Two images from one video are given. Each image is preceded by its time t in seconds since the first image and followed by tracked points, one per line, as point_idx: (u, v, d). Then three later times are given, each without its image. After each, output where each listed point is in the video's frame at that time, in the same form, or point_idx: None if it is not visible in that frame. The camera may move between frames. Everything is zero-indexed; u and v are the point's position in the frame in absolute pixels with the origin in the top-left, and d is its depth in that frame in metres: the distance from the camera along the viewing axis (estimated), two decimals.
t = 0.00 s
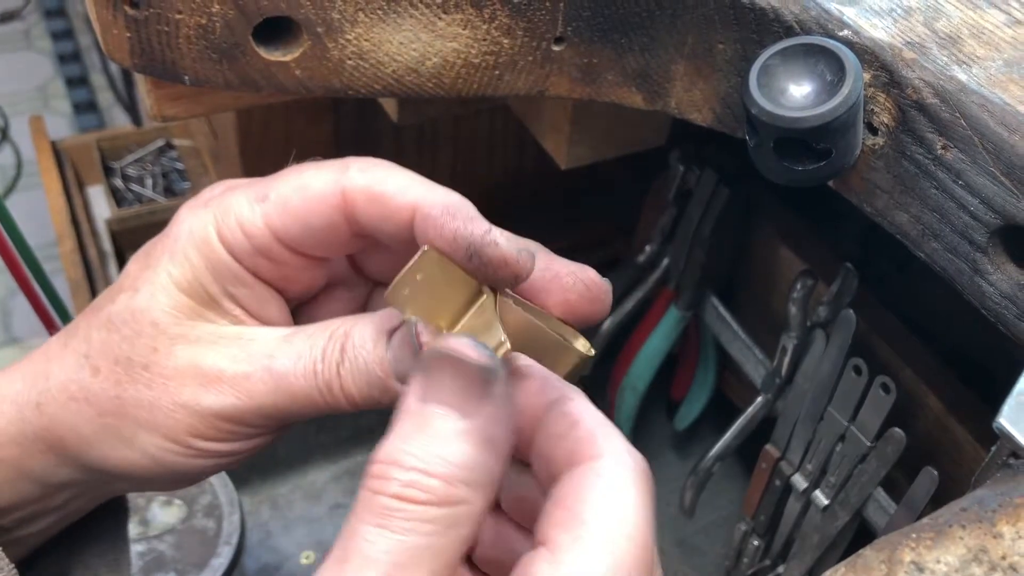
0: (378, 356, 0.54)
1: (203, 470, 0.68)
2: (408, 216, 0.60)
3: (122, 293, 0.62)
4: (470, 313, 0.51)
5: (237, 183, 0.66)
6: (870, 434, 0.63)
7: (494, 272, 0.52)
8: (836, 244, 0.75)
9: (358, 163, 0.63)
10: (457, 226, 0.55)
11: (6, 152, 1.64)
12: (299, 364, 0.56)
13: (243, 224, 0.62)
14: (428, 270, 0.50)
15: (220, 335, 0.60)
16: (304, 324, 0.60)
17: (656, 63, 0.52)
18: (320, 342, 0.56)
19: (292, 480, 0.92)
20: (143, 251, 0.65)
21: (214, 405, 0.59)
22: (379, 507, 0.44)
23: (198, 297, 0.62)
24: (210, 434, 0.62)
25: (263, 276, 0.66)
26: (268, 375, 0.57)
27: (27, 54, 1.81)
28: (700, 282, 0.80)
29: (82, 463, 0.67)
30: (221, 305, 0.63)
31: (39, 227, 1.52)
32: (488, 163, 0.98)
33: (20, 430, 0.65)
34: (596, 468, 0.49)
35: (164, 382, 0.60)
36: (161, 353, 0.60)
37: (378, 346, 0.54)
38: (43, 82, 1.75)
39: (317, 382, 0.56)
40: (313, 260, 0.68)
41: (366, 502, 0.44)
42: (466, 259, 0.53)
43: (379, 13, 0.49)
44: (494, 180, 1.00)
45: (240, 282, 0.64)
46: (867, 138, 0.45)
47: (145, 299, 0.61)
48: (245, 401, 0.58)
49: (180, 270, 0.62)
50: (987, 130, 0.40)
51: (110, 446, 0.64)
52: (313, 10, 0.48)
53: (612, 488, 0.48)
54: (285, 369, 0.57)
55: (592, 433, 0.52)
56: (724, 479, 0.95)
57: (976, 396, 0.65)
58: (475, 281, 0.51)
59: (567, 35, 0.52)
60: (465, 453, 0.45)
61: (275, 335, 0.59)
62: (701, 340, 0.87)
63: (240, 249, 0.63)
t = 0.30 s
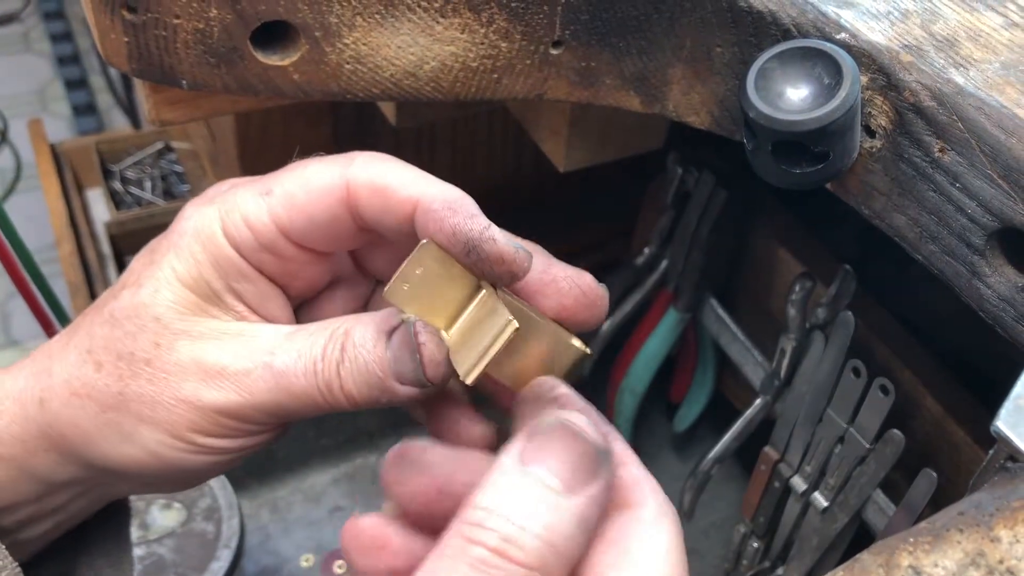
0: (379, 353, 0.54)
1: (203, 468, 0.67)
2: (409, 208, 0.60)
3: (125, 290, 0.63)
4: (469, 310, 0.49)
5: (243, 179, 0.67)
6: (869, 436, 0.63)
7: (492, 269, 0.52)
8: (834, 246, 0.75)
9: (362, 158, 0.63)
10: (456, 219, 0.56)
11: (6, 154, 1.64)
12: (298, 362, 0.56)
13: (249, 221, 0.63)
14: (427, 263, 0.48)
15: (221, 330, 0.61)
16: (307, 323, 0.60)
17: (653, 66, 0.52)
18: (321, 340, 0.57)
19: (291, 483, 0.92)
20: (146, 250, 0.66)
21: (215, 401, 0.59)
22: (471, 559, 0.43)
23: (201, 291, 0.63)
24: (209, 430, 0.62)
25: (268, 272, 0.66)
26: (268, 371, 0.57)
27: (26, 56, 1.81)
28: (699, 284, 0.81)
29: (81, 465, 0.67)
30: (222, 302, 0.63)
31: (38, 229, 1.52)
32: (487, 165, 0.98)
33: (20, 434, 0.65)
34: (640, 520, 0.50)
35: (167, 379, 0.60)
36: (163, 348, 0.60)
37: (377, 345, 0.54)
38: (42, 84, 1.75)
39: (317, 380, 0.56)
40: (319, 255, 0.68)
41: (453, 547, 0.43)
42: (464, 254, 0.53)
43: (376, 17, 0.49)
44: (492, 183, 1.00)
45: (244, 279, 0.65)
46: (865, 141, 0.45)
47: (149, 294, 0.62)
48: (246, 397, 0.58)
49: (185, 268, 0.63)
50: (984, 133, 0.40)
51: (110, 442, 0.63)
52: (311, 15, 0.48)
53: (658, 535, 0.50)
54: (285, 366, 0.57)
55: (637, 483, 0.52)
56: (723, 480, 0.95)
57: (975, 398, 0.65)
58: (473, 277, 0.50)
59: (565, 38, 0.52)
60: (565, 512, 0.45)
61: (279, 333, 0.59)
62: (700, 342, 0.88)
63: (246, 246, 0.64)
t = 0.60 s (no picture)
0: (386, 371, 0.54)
1: (205, 482, 0.67)
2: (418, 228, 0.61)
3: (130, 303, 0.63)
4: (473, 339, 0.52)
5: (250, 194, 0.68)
6: (869, 437, 0.63)
7: (500, 293, 0.52)
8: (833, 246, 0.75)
9: (370, 175, 0.64)
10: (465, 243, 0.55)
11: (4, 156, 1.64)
12: (304, 381, 0.56)
13: (257, 237, 0.64)
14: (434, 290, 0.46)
15: (230, 346, 0.61)
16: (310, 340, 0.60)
17: (652, 67, 0.52)
18: (327, 357, 0.56)
19: (291, 485, 0.92)
20: (154, 262, 0.66)
21: (220, 418, 0.59)
22: (436, 553, 0.44)
23: (207, 306, 0.63)
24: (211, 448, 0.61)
25: (275, 288, 0.67)
26: (274, 390, 0.57)
27: (25, 58, 1.81)
28: (698, 285, 0.81)
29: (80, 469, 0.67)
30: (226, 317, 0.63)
31: (37, 232, 1.52)
32: (486, 166, 0.98)
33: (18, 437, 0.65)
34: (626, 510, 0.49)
35: (172, 393, 0.60)
36: (170, 364, 0.60)
37: (386, 365, 0.54)
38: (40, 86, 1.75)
39: (323, 400, 0.56)
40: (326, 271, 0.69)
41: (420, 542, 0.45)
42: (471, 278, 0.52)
43: (374, 19, 0.49)
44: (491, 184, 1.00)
45: (250, 296, 0.65)
46: (863, 142, 0.45)
47: (154, 310, 0.62)
48: (251, 415, 0.58)
49: (191, 283, 0.63)
50: (982, 134, 0.40)
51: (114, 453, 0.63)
52: (309, 17, 0.48)
53: (635, 502, 0.49)
54: (291, 385, 0.56)
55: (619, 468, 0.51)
56: (723, 481, 0.95)
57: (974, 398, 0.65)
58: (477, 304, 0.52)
59: (563, 39, 0.52)
60: (526, 497, 0.46)
61: (285, 350, 0.59)
62: (699, 344, 0.88)
63: (254, 262, 0.64)
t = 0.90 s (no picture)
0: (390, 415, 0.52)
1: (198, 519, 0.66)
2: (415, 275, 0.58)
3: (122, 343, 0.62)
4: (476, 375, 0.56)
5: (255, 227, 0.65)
6: (868, 436, 0.63)
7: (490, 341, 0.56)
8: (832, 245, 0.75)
9: (364, 216, 0.59)
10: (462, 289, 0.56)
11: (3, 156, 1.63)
12: (293, 425, 0.55)
13: (247, 280, 0.60)
14: (423, 339, 0.58)
15: (221, 394, 0.59)
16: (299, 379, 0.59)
17: (650, 65, 0.52)
18: (318, 399, 0.55)
19: (290, 485, 0.92)
20: (147, 297, 0.65)
21: (208, 463, 0.58)
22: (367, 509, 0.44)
23: (196, 350, 0.61)
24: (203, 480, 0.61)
25: (266, 330, 0.64)
26: (262, 433, 0.56)
27: (23, 57, 1.81)
28: (697, 284, 0.81)
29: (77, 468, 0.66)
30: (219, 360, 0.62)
31: (36, 232, 1.52)
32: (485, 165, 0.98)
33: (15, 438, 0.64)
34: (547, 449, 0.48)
35: (162, 437, 0.59)
36: (159, 409, 0.59)
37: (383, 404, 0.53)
38: (39, 85, 1.75)
39: (314, 442, 0.54)
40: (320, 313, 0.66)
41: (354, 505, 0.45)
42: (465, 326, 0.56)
43: (372, 18, 0.48)
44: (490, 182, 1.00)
45: (241, 338, 0.62)
46: (862, 140, 0.45)
47: (146, 353, 0.61)
48: (241, 460, 0.57)
49: (180, 324, 0.61)
50: (982, 132, 0.40)
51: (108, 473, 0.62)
52: (306, 16, 0.47)
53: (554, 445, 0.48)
54: (280, 426, 0.55)
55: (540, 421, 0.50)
56: (722, 479, 0.95)
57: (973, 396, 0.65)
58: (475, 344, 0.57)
59: (561, 37, 0.52)
60: (446, 468, 0.47)
61: (274, 391, 0.58)
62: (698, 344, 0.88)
63: (244, 305, 0.61)
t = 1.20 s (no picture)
0: (334, 348, 0.50)
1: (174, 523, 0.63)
2: (330, 234, 0.49)
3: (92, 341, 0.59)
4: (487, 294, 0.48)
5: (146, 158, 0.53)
6: (868, 434, 0.63)
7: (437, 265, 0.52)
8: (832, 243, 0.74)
9: (250, 168, 0.48)
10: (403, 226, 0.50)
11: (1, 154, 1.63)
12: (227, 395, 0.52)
13: (103, 245, 0.45)
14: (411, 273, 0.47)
15: (139, 382, 0.46)
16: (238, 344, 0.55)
17: (649, 62, 0.52)
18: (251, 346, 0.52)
19: (289, 484, 0.92)
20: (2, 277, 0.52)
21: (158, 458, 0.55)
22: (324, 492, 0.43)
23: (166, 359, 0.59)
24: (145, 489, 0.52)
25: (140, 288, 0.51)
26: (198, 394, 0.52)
27: (22, 54, 1.80)
28: (697, 282, 0.80)
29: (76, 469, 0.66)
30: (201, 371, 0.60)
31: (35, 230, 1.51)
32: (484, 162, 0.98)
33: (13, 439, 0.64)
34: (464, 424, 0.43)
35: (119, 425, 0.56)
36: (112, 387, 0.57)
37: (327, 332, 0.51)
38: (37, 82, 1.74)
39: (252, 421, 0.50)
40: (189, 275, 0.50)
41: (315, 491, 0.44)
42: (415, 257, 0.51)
43: (370, 14, 0.48)
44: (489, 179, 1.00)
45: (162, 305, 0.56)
46: (862, 137, 0.45)
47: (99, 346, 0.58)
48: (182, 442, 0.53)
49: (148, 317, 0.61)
50: (982, 128, 0.40)
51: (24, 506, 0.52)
52: (303, 12, 0.47)
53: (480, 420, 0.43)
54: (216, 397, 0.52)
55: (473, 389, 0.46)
56: (722, 477, 0.95)
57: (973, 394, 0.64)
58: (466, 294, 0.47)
59: (560, 34, 0.52)
60: (394, 442, 0.46)
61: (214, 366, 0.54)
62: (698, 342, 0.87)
63: (104, 276, 0.46)
